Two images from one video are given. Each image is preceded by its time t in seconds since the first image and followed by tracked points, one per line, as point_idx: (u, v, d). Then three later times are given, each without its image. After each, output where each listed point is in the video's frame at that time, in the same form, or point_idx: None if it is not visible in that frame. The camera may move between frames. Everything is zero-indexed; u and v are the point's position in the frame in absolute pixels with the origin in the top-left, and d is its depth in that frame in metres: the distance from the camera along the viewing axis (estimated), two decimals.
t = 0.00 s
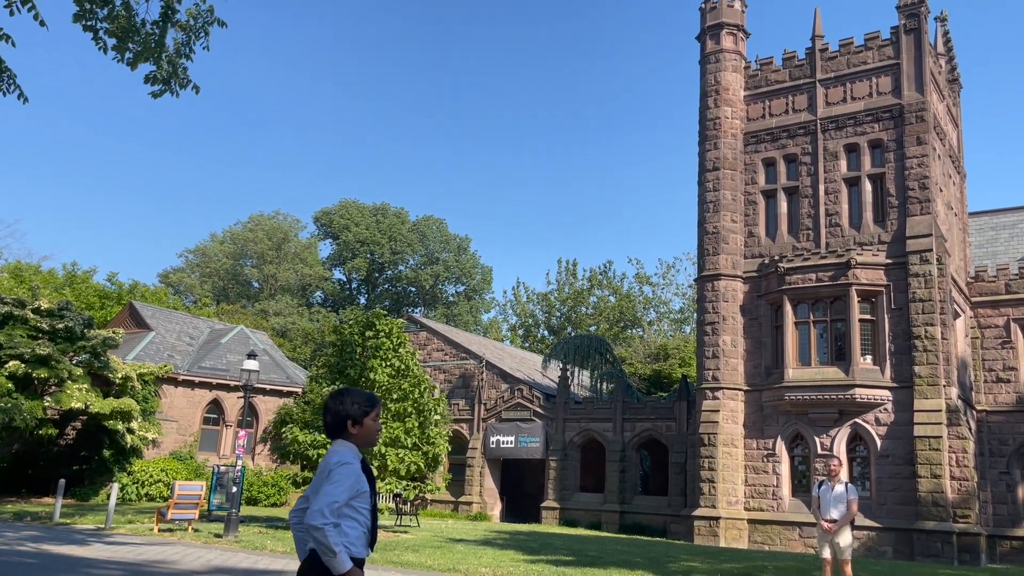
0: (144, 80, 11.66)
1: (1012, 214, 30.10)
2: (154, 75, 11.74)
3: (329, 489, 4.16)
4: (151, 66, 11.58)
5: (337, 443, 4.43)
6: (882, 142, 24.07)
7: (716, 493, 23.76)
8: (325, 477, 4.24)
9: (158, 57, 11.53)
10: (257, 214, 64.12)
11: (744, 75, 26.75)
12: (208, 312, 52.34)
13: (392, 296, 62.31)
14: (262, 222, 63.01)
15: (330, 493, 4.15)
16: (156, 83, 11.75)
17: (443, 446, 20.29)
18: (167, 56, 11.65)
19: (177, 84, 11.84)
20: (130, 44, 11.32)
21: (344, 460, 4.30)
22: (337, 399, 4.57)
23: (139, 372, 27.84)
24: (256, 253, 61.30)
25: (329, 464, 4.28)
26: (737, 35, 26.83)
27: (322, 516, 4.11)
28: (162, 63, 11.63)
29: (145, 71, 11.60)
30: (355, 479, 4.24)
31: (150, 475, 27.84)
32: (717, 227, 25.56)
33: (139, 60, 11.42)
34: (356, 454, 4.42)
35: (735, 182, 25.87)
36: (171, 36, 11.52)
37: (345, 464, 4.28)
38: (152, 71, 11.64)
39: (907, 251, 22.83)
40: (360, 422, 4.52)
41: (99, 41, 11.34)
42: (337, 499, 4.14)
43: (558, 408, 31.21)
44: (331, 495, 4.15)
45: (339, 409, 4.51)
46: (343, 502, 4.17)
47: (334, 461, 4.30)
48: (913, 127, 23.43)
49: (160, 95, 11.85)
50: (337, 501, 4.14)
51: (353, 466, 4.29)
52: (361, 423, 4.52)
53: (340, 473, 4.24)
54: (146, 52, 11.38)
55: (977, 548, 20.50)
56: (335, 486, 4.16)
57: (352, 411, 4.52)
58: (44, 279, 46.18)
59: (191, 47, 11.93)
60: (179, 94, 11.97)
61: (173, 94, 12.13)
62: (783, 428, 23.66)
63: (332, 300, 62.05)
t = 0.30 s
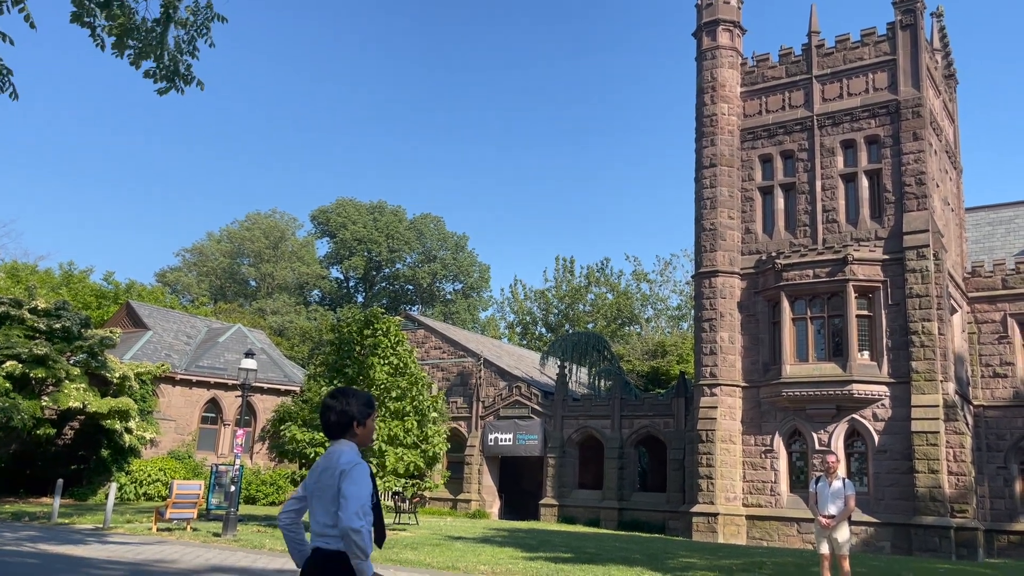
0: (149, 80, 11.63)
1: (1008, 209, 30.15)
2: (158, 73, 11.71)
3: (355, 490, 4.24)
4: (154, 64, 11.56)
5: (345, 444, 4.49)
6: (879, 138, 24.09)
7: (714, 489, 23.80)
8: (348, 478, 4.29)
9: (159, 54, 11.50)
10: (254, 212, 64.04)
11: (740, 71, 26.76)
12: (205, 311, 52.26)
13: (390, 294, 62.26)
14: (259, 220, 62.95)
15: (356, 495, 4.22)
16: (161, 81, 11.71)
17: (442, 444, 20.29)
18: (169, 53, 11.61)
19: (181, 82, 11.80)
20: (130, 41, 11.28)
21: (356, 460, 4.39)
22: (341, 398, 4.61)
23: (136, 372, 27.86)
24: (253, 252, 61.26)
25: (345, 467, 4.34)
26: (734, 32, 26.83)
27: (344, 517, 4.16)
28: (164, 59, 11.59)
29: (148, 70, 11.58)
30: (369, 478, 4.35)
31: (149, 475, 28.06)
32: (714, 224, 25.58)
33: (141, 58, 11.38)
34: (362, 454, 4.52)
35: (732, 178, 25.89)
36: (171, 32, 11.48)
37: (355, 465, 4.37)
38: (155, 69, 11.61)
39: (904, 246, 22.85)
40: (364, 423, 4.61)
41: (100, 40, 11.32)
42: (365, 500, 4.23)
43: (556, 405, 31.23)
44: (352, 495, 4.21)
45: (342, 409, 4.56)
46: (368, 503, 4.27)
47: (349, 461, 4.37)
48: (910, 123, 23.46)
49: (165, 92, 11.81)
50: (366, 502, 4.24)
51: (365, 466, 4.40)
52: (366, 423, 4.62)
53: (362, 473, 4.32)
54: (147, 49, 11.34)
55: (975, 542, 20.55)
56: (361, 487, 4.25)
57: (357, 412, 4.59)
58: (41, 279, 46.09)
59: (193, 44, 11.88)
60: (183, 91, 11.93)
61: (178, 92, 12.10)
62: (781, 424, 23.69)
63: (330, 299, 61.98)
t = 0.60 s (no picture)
0: (160, 81, 11.62)
1: (1003, 202, 30.22)
2: (168, 73, 11.68)
3: (356, 491, 4.21)
4: (161, 63, 11.53)
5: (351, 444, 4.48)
6: (873, 132, 24.11)
7: (711, 484, 23.87)
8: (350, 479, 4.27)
9: (165, 53, 11.47)
10: (249, 210, 63.93)
11: (735, 66, 26.75)
12: (201, 309, 52.18)
13: (386, 291, 62.23)
14: (254, 218, 62.85)
15: (357, 497, 4.19)
16: (171, 80, 11.69)
17: (439, 441, 20.30)
18: (175, 51, 11.57)
19: (192, 78, 11.77)
20: (135, 41, 11.25)
21: (359, 461, 4.37)
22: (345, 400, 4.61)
23: (132, 370, 27.87)
24: (249, 250, 61.18)
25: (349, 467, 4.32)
26: (728, 26, 26.82)
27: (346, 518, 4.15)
28: (169, 57, 11.54)
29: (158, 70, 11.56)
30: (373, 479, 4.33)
31: (146, 472, 27.77)
32: (710, 219, 25.60)
33: (149, 58, 11.37)
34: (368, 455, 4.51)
35: (727, 173, 25.91)
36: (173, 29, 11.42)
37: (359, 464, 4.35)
38: (165, 69, 11.60)
39: (899, 240, 22.88)
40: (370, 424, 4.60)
41: (104, 41, 11.27)
42: (365, 501, 4.20)
43: (553, 401, 31.25)
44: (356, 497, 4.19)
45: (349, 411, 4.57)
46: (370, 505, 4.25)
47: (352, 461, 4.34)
48: (904, 117, 23.49)
49: (178, 92, 11.79)
50: (367, 503, 4.20)
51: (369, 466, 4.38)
52: (373, 425, 4.63)
53: (364, 474, 4.29)
54: (153, 48, 11.31)
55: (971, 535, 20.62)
56: (363, 487, 4.22)
57: (365, 413, 4.60)
58: (35, 278, 45.96)
59: (196, 39, 11.83)
60: (194, 88, 11.90)
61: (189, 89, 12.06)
62: (777, 419, 23.73)
63: (326, 296, 61.89)
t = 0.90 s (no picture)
0: (159, 76, 11.57)
1: (996, 190, 30.28)
2: (166, 68, 11.64)
3: (364, 484, 4.23)
4: (159, 59, 11.47)
5: (372, 436, 4.49)
6: (867, 121, 24.12)
7: (707, 473, 23.98)
8: (361, 472, 4.28)
9: (163, 49, 11.41)
10: (242, 203, 63.72)
11: (729, 56, 26.71)
12: (195, 303, 52.04)
13: (381, 283, 62.16)
14: (248, 211, 62.69)
15: (365, 489, 4.22)
16: (170, 75, 11.64)
17: (436, 433, 20.28)
18: (173, 45, 11.51)
19: (191, 72, 11.71)
20: (131, 37, 11.19)
21: (378, 454, 4.36)
22: (371, 392, 4.59)
23: (127, 365, 27.80)
24: (243, 243, 61.04)
25: (364, 460, 4.33)
26: (722, 16, 26.76)
27: (357, 510, 4.17)
28: (167, 53, 11.47)
29: (157, 66, 11.51)
30: (390, 474, 4.33)
31: (142, 467, 27.77)
32: (704, 209, 25.61)
33: (148, 53, 11.33)
34: (391, 448, 4.49)
35: (722, 163, 25.91)
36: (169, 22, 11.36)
37: (379, 458, 4.34)
38: (162, 64, 11.53)
39: (892, 229, 22.93)
40: (394, 418, 4.56)
41: (102, 38, 11.21)
42: (371, 495, 4.22)
43: (549, 392, 31.30)
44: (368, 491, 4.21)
45: (377, 402, 4.54)
46: (379, 499, 4.24)
47: (369, 455, 4.35)
48: (898, 105, 23.49)
49: (178, 88, 11.75)
50: (373, 497, 4.22)
51: (388, 461, 4.37)
52: (400, 419, 4.58)
53: (375, 468, 4.30)
54: (151, 44, 11.26)
55: (965, 521, 20.76)
56: (371, 481, 4.24)
57: (394, 406, 4.56)
58: (28, 274, 45.74)
59: (192, 32, 11.76)
60: (194, 82, 11.86)
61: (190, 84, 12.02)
62: (772, 408, 23.82)
63: (321, 289, 61.79)
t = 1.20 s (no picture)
0: (141, 67, 11.49)
1: (987, 173, 30.39)
2: (149, 59, 11.55)
3: (383, 465, 4.25)
4: (142, 50, 11.37)
5: (394, 416, 4.52)
6: (859, 106, 24.12)
7: (701, 458, 24.11)
8: (379, 452, 4.31)
9: (148, 41, 11.31)
10: (233, 193, 63.49)
11: (720, 41, 26.66)
12: (188, 294, 51.89)
13: (374, 272, 62.07)
14: (239, 201, 62.46)
15: (383, 470, 4.25)
16: (152, 67, 11.55)
17: (431, 422, 20.29)
18: (158, 36, 11.40)
19: (174, 65, 11.62)
20: (116, 27, 11.09)
21: (397, 434, 4.38)
22: (394, 374, 4.61)
23: (121, 356, 27.81)
24: (235, 233, 60.85)
25: (383, 440, 4.36)
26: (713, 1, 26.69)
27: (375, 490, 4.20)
28: (152, 44, 11.38)
29: (140, 57, 11.42)
30: (409, 456, 4.35)
31: (138, 458, 27.83)
32: (697, 195, 25.62)
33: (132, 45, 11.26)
34: (412, 430, 4.52)
35: (714, 149, 25.91)
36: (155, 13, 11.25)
37: (399, 440, 4.36)
38: (144, 55, 11.44)
39: (884, 213, 22.99)
40: (414, 400, 4.59)
41: (86, 28, 11.11)
42: (391, 475, 4.25)
43: (543, 379, 31.37)
44: (386, 473, 4.23)
45: (399, 383, 4.57)
46: (397, 480, 4.27)
47: (388, 434, 4.38)
48: (889, 90, 23.50)
49: (161, 79, 11.68)
50: (391, 478, 4.25)
51: (408, 442, 4.38)
52: (422, 401, 4.61)
53: (394, 448, 4.32)
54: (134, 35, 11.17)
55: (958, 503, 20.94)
56: (390, 461, 4.26)
57: (416, 388, 4.59)
58: (20, 266, 45.49)
59: (177, 24, 11.66)
60: (177, 75, 11.78)
61: (174, 78, 11.94)
62: (766, 393, 23.94)
63: (313, 278, 61.68)
